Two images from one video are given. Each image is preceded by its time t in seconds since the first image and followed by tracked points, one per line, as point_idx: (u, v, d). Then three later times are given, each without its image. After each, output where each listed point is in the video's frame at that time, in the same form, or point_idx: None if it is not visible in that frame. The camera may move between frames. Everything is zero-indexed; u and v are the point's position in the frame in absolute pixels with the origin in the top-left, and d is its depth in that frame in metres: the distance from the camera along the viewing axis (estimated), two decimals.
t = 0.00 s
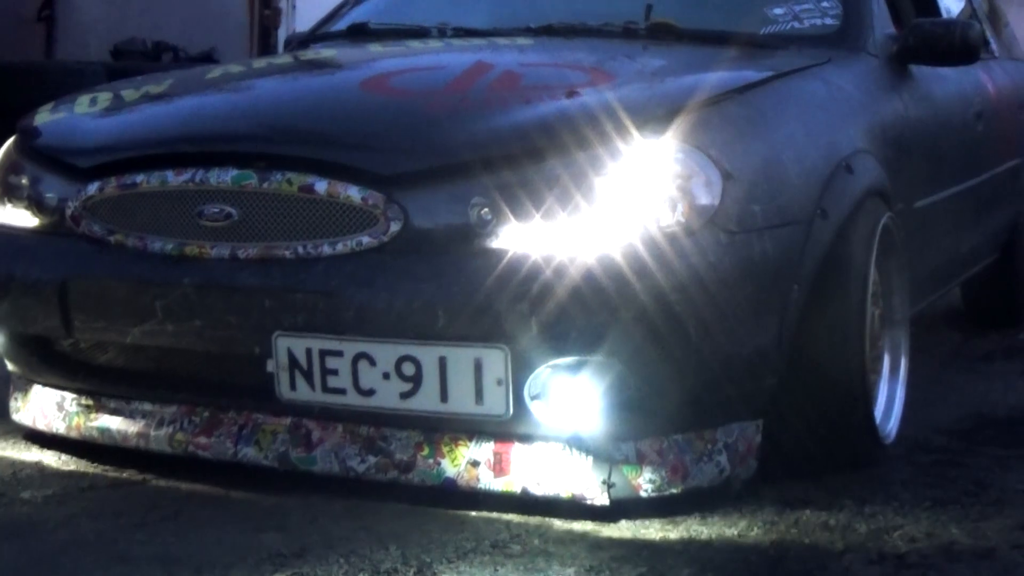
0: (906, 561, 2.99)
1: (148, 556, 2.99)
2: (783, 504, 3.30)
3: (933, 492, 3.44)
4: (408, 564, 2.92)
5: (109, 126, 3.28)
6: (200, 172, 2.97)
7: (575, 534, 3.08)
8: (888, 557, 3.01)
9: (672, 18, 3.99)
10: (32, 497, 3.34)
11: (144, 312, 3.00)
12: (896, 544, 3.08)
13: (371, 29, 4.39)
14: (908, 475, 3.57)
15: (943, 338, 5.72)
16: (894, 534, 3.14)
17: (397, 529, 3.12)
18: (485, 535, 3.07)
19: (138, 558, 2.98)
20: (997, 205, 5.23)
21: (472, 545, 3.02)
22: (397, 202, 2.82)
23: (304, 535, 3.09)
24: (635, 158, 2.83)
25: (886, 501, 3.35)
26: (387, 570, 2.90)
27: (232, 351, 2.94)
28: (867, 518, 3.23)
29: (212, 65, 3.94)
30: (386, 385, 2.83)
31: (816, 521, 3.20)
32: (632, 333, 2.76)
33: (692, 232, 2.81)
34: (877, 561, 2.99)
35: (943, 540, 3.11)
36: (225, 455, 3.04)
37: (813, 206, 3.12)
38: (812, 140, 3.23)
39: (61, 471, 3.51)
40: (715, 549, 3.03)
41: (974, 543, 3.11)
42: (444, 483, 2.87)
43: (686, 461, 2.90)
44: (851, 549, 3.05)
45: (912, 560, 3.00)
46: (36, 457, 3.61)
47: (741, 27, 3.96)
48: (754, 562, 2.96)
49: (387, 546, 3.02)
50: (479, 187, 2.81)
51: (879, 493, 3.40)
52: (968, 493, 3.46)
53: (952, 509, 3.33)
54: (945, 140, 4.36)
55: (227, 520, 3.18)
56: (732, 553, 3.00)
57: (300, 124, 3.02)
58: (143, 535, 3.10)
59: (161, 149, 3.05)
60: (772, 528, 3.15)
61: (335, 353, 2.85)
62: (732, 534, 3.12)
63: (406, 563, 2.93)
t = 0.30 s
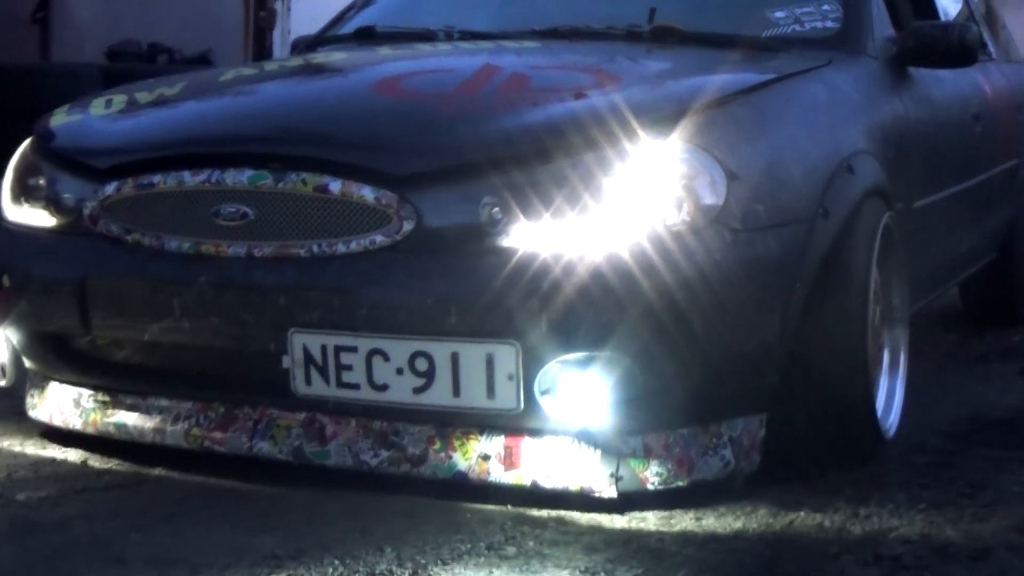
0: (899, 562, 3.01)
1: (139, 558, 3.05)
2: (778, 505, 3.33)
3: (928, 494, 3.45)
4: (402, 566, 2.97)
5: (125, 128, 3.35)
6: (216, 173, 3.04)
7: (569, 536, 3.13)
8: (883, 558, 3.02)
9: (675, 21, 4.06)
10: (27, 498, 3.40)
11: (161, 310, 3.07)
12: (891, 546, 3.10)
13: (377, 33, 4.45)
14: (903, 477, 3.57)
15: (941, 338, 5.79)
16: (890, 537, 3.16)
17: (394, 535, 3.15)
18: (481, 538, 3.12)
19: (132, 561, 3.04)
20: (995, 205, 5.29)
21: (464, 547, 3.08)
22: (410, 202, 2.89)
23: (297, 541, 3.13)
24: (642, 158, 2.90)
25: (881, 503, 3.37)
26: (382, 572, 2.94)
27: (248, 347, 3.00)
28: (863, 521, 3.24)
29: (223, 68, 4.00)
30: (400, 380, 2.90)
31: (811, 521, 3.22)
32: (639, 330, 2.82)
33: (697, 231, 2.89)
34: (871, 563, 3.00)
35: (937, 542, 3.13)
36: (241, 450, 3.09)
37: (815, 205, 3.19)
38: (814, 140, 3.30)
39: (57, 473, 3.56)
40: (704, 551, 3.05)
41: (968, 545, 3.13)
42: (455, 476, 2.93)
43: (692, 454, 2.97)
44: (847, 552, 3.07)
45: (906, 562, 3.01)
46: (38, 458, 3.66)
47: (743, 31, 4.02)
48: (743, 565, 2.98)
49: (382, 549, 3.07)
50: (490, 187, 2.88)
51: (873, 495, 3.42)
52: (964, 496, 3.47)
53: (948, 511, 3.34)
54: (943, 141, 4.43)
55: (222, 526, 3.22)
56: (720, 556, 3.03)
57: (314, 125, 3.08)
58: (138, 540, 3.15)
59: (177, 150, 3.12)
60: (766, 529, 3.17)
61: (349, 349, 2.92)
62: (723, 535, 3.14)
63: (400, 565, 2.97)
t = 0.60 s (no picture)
0: (894, 563, 3.01)
1: (133, 559, 3.02)
2: (774, 506, 3.34)
3: (925, 495, 3.46)
4: (398, 567, 2.95)
5: (149, 130, 3.44)
6: (240, 174, 3.14)
7: (567, 537, 3.11)
8: (879, 559, 3.03)
9: (681, 25, 4.16)
10: (21, 500, 3.37)
11: (187, 307, 3.18)
12: (887, 546, 3.11)
13: (390, 37, 4.55)
14: (900, 478, 3.56)
15: (941, 336, 5.89)
16: (886, 537, 3.17)
17: (388, 535, 3.14)
18: (478, 540, 3.11)
19: (123, 559, 3.02)
20: (993, 206, 5.39)
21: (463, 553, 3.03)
22: (428, 202, 2.98)
23: (291, 541, 3.11)
24: (653, 159, 3.00)
25: (876, 505, 3.38)
26: (377, 573, 2.93)
27: (273, 342, 3.11)
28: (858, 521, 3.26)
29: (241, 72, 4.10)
30: (420, 373, 3.00)
31: (809, 522, 3.24)
32: (651, 325, 2.92)
33: (706, 230, 2.98)
34: (866, 565, 3.01)
35: (932, 543, 3.13)
36: (264, 442, 3.20)
37: (820, 204, 3.29)
38: (818, 142, 3.40)
39: (54, 475, 3.53)
40: (700, 554, 3.04)
41: (965, 546, 3.13)
42: (473, 467, 3.03)
43: (702, 445, 3.06)
44: (843, 553, 3.07)
45: (902, 563, 3.02)
46: (43, 459, 3.66)
47: (748, 34, 4.12)
48: (737, 568, 2.97)
49: (377, 550, 3.05)
50: (506, 187, 2.98)
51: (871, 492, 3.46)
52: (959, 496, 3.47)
53: (943, 511, 3.35)
54: (943, 142, 4.53)
55: (217, 526, 3.20)
56: (716, 559, 3.01)
57: (333, 128, 3.18)
58: (135, 534, 3.15)
59: (201, 152, 3.22)
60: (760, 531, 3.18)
61: (371, 344, 3.02)
62: (721, 538, 3.13)
63: (396, 566, 2.96)
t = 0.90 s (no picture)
0: (890, 566, 3.05)
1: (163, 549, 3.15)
2: (769, 509, 3.37)
3: (920, 497, 3.49)
4: (394, 568, 3.01)
5: (178, 133, 3.57)
6: (268, 175, 3.26)
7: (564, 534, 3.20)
8: (874, 561, 3.07)
9: (689, 30, 4.28)
10: (16, 501, 3.48)
11: (218, 304, 3.30)
12: (882, 549, 3.14)
13: (405, 41, 4.67)
14: (902, 469, 3.69)
15: (941, 333, 6.01)
16: (881, 539, 3.21)
17: (384, 537, 3.20)
18: (475, 540, 3.17)
19: (119, 563, 3.08)
20: (992, 205, 5.52)
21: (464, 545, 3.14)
22: (451, 203, 3.11)
23: (287, 544, 3.17)
24: (665, 161, 3.12)
25: (872, 506, 3.42)
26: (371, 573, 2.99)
27: (302, 337, 3.24)
28: (854, 522, 3.30)
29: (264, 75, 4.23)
30: (443, 367, 3.13)
31: (805, 524, 3.27)
32: (665, 321, 3.04)
33: (717, 229, 3.11)
34: (863, 567, 3.04)
35: (929, 546, 3.15)
36: (290, 433, 3.32)
37: (825, 205, 3.41)
38: (824, 144, 3.52)
39: (65, 472, 3.69)
40: (697, 556, 3.08)
41: (960, 547, 3.16)
42: (493, 457, 3.16)
43: (712, 437, 3.19)
44: (839, 555, 3.11)
45: (898, 565, 3.06)
46: (40, 460, 3.79)
47: (755, 39, 4.24)
48: (733, 570, 3.01)
49: (371, 552, 3.11)
50: (525, 188, 3.11)
51: (875, 482, 3.58)
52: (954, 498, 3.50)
53: (938, 513, 3.38)
54: (944, 143, 4.66)
55: (216, 533, 3.26)
56: (712, 561, 3.05)
57: (358, 131, 3.30)
58: (130, 540, 3.21)
59: (230, 154, 3.34)
60: (755, 533, 3.21)
61: (396, 338, 3.15)
62: (718, 540, 3.17)
63: (391, 567, 3.02)
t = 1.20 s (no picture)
0: (885, 568, 3.08)
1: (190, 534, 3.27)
2: (762, 512, 3.38)
3: (913, 497, 3.52)
4: (390, 569, 3.03)
5: (202, 136, 3.69)
6: (291, 177, 3.38)
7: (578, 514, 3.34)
8: (867, 563, 3.10)
9: (695, 35, 4.41)
10: (16, 502, 3.50)
11: (243, 301, 3.43)
12: (875, 550, 3.17)
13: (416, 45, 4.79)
14: (902, 459, 3.82)
15: (940, 328, 6.14)
16: (875, 540, 3.23)
17: (380, 539, 3.22)
18: (468, 543, 3.18)
19: (115, 564, 3.09)
20: (990, 203, 5.64)
21: (478, 525, 3.27)
22: (469, 203, 3.22)
23: (284, 544, 3.20)
24: (674, 163, 3.24)
25: (866, 507, 3.45)
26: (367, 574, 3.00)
27: (324, 333, 3.36)
28: (848, 523, 3.33)
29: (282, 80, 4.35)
30: (462, 361, 3.26)
31: (799, 526, 3.29)
32: (675, 316, 3.17)
33: (725, 228, 3.23)
34: (857, 567, 3.08)
35: (923, 548, 3.18)
36: (314, 426, 3.45)
37: (829, 204, 3.54)
38: (827, 146, 3.65)
39: (98, 458, 3.84)
40: (693, 559, 3.10)
41: (954, 549, 3.19)
42: (509, 448, 3.30)
43: (721, 428, 3.32)
44: (834, 556, 3.13)
45: (891, 566, 3.09)
46: (35, 462, 3.81)
47: (758, 43, 4.37)
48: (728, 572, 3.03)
49: (367, 553, 3.13)
50: (540, 189, 3.23)
51: (876, 471, 3.71)
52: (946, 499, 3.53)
53: (932, 514, 3.41)
54: (943, 143, 4.78)
55: (211, 534, 3.27)
56: (708, 564, 3.07)
57: (378, 134, 3.42)
58: (128, 540, 3.24)
59: (254, 157, 3.45)
60: (749, 536, 3.23)
61: (416, 334, 3.28)
62: (712, 543, 3.18)
63: (387, 568, 3.04)
